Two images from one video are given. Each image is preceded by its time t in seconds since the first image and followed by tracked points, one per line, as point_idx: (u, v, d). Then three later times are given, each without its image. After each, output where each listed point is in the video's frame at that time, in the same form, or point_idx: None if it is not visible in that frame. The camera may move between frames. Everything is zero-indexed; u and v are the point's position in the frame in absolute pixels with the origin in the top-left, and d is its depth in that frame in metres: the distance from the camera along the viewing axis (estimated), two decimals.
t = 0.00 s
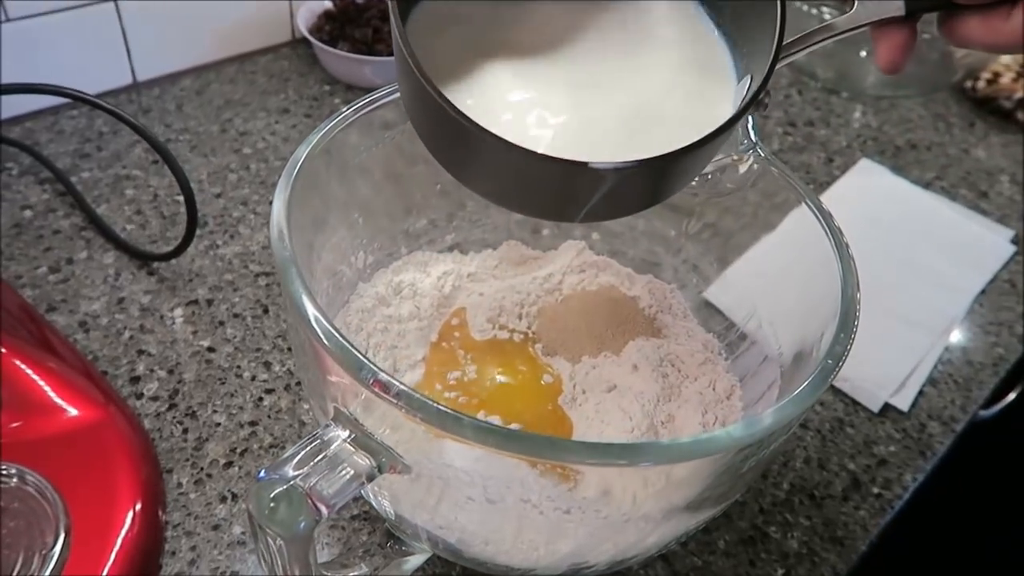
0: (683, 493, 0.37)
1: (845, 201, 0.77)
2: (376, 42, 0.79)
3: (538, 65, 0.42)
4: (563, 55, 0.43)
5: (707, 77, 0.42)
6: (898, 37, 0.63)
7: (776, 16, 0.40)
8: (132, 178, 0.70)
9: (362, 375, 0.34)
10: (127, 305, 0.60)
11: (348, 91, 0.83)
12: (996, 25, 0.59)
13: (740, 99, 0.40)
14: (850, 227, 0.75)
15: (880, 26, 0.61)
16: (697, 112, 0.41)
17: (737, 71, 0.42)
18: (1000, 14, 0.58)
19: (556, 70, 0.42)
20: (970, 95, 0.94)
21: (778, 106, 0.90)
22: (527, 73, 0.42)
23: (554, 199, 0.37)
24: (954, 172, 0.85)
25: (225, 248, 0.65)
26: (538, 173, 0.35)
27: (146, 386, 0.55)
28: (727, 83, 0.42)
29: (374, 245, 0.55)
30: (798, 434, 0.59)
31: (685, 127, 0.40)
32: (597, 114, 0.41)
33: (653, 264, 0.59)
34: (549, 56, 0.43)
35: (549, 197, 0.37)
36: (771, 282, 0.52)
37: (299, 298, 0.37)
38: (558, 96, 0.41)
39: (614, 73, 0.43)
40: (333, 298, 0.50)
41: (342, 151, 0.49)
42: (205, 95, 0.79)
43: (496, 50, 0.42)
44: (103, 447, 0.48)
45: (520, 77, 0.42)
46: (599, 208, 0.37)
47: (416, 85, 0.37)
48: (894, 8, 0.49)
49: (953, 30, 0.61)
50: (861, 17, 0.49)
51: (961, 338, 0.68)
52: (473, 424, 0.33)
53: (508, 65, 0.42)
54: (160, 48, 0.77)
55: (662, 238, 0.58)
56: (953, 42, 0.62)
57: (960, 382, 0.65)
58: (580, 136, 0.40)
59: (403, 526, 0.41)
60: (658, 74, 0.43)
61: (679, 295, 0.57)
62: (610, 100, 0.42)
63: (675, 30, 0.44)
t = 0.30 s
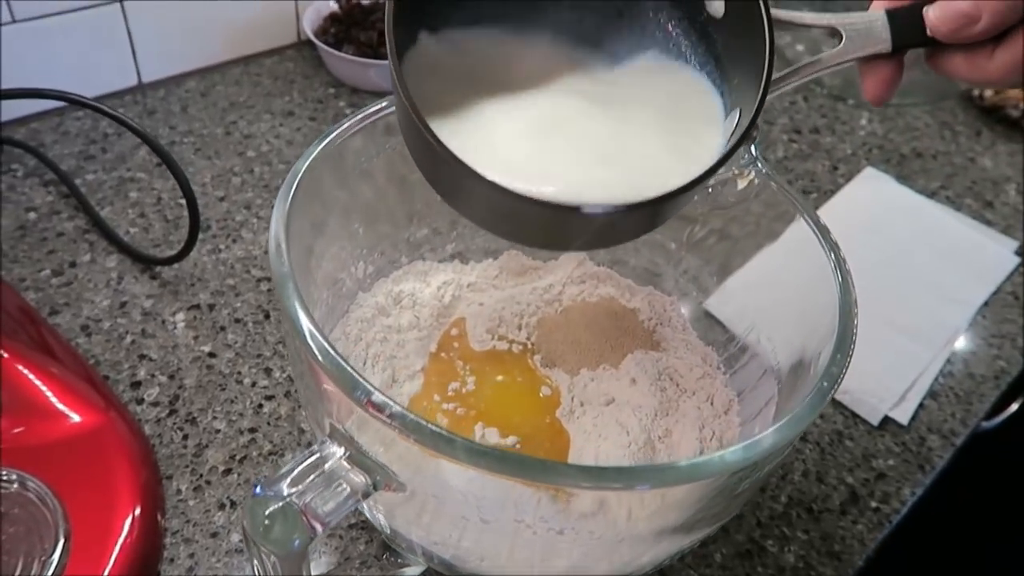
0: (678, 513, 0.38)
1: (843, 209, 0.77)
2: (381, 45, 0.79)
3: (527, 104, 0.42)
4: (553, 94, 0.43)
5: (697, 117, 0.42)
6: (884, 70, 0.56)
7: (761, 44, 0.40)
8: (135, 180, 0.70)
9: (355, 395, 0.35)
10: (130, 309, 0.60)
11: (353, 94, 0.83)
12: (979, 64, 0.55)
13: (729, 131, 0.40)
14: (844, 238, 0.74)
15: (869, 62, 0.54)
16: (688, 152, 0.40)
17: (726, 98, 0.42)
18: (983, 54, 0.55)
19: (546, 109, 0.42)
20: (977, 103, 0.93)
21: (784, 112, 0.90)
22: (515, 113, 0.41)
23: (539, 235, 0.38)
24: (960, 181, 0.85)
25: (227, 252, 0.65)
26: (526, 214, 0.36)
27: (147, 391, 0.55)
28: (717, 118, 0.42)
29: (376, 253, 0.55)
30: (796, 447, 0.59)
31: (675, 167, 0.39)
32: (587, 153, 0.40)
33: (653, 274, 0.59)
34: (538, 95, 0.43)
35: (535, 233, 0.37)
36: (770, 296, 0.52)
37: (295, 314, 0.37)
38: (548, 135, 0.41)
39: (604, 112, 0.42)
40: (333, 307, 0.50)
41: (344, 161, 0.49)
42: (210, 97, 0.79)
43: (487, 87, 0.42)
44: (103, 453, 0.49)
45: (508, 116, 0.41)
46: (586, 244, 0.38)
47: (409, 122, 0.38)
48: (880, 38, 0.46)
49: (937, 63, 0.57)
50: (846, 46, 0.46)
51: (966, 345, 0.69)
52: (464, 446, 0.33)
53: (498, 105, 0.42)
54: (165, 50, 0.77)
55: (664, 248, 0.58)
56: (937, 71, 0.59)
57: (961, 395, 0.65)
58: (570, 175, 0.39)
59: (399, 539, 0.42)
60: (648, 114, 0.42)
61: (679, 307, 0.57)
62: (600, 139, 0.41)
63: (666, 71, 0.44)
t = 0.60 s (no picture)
0: (672, 544, 0.38)
1: (836, 239, 0.78)
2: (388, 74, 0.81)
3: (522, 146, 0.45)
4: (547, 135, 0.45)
5: (683, 158, 0.45)
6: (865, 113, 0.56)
7: (747, 81, 0.42)
8: (145, 207, 0.71)
9: (355, 431, 0.36)
10: (137, 334, 0.62)
11: (360, 121, 0.84)
12: (955, 118, 0.52)
13: (716, 173, 0.44)
14: (834, 270, 0.75)
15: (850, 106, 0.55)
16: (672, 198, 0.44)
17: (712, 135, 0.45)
18: (959, 108, 0.51)
19: (540, 154, 0.45)
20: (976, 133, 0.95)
21: (784, 141, 0.91)
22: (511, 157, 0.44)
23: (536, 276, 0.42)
24: (958, 211, 0.86)
25: (234, 278, 0.67)
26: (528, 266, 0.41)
27: (154, 416, 0.56)
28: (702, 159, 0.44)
29: (379, 282, 0.56)
30: (793, 476, 0.60)
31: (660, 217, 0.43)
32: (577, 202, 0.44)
33: (652, 305, 0.60)
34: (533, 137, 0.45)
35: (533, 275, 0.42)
36: (762, 329, 0.54)
37: (298, 347, 0.39)
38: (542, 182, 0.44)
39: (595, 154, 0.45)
40: (336, 337, 0.51)
41: (349, 193, 0.50)
42: (219, 124, 0.81)
43: (483, 131, 0.45)
44: (110, 477, 0.50)
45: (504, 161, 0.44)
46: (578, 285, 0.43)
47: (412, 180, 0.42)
48: (861, 84, 0.46)
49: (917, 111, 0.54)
50: (828, 92, 0.46)
51: (967, 369, 0.70)
52: (462, 482, 0.34)
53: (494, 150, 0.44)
54: (176, 78, 0.79)
55: (662, 279, 0.59)
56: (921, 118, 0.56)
57: (958, 426, 0.65)
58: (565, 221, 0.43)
59: (398, 568, 0.43)
60: (637, 156, 0.45)
61: (677, 338, 0.58)
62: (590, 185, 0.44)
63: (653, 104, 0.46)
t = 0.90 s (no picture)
0: (654, 554, 0.39)
1: (819, 257, 0.79)
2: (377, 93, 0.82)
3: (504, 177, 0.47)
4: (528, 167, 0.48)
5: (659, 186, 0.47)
6: (840, 140, 0.58)
7: (725, 113, 0.43)
8: (134, 221, 0.72)
9: (338, 440, 0.36)
10: (123, 348, 0.62)
11: (349, 138, 0.85)
12: (926, 141, 0.54)
13: (694, 198, 0.45)
14: (817, 289, 0.75)
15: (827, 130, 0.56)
16: (649, 226, 0.46)
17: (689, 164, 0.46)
18: (932, 133, 0.53)
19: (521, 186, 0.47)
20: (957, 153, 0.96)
21: (769, 160, 0.92)
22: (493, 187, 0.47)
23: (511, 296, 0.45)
24: (940, 229, 0.87)
25: (221, 292, 0.67)
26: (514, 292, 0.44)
27: (138, 430, 0.56)
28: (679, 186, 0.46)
29: (366, 296, 0.56)
30: (777, 490, 0.60)
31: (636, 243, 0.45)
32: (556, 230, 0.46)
33: (637, 320, 0.60)
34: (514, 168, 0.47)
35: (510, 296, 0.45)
36: (744, 343, 0.54)
37: (282, 358, 0.39)
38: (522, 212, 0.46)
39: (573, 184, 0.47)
40: (322, 349, 0.51)
41: (336, 208, 0.51)
42: (209, 140, 0.81)
43: (466, 162, 0.47)
44: (94, 491, 0.49)
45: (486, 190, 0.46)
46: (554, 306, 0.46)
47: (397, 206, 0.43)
48: (835, 109, 0.47)
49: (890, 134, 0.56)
50: (803, 116, 0.47)
51: (951, 387, 0.70)
52: (446, 491, 0.34)
53: (478, 179, 0.47)
54: (166, 95, 0.79)
55: (647, 294, 0.60)
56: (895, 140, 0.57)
57: (939, 440, 0.66)
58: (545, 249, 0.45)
59: None
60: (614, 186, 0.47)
61: (661, 353, 0.59)
62: (568, 214, 0.46)
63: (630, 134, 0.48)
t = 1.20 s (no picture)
0: (648, 549, 0.39)
1: (812, 259, 0.79)
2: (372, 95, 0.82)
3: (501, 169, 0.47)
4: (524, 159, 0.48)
5: (656, 181, 0.47)
6: (831, 133, 0.59)
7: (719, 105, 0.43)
8: (129, 223, 0.72)
9: (331, 436, 0.36)
10: (117, 348, 0.62)
11: (344, 140, 0.85)
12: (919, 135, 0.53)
13: (687, 191, 0.46)
14: (811, 290, 0.76)
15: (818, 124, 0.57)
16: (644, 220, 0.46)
17: (684, 155, 0.47)
18: (923, 125, 0.52)
19: (519, 178, 0.47)
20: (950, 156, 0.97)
21: (763, 163, 0.92)
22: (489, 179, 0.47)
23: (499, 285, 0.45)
24: (932, 232, 0.87)
25: (216, 293, 0.67)
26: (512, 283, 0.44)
27: (132, 430, 0.56)
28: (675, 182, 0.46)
29: (360, 297, 0.56)
30: (770, 490, 0.60)
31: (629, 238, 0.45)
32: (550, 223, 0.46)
33: (631, 321, 0.61)
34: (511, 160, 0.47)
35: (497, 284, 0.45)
36: (733, 342, 0.55)
37: (276, 354, 0.39)
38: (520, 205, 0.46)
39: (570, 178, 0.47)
40: (317, 348, 0.52)
41: (330, 207, 0.51)
42: (204, 142, 0.81)
43: (462, 156, 0.47)
44: (87, 490, 0.49)
45: (482, 183, 0.47)
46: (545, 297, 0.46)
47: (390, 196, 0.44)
48: (828, 101, 0.48)
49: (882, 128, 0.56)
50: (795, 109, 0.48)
51: (945, 391, 0.70)
52: (440, 486, 0.35)
53: (476, 172, 0.47)
54: (161, 97, 0.80)
55: (640, 294, 0.60)
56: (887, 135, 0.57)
57: (932, 441, 0.66)
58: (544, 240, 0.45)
59: None
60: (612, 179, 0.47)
61: (655, 353, 0.59)
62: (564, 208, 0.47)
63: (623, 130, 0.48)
